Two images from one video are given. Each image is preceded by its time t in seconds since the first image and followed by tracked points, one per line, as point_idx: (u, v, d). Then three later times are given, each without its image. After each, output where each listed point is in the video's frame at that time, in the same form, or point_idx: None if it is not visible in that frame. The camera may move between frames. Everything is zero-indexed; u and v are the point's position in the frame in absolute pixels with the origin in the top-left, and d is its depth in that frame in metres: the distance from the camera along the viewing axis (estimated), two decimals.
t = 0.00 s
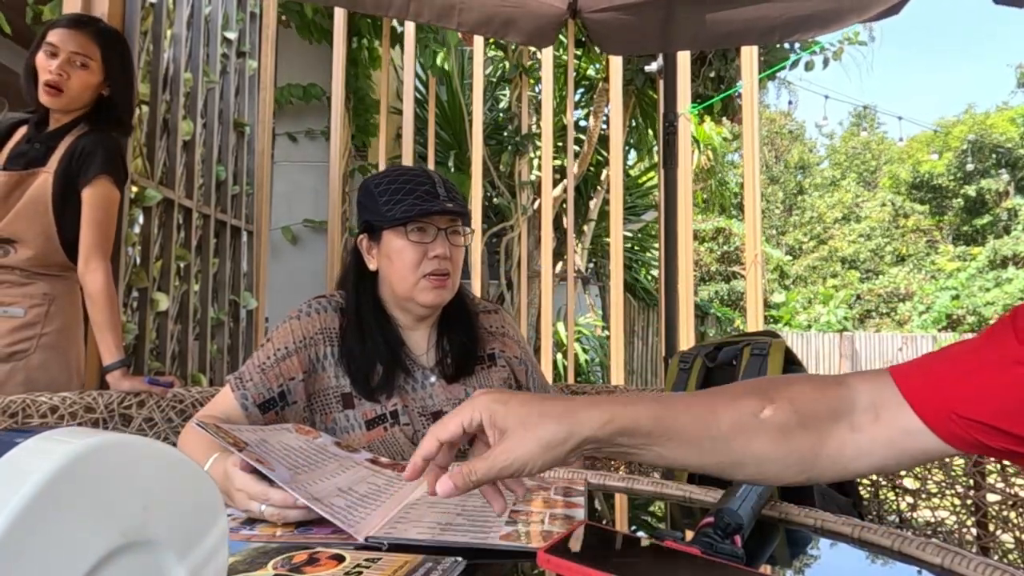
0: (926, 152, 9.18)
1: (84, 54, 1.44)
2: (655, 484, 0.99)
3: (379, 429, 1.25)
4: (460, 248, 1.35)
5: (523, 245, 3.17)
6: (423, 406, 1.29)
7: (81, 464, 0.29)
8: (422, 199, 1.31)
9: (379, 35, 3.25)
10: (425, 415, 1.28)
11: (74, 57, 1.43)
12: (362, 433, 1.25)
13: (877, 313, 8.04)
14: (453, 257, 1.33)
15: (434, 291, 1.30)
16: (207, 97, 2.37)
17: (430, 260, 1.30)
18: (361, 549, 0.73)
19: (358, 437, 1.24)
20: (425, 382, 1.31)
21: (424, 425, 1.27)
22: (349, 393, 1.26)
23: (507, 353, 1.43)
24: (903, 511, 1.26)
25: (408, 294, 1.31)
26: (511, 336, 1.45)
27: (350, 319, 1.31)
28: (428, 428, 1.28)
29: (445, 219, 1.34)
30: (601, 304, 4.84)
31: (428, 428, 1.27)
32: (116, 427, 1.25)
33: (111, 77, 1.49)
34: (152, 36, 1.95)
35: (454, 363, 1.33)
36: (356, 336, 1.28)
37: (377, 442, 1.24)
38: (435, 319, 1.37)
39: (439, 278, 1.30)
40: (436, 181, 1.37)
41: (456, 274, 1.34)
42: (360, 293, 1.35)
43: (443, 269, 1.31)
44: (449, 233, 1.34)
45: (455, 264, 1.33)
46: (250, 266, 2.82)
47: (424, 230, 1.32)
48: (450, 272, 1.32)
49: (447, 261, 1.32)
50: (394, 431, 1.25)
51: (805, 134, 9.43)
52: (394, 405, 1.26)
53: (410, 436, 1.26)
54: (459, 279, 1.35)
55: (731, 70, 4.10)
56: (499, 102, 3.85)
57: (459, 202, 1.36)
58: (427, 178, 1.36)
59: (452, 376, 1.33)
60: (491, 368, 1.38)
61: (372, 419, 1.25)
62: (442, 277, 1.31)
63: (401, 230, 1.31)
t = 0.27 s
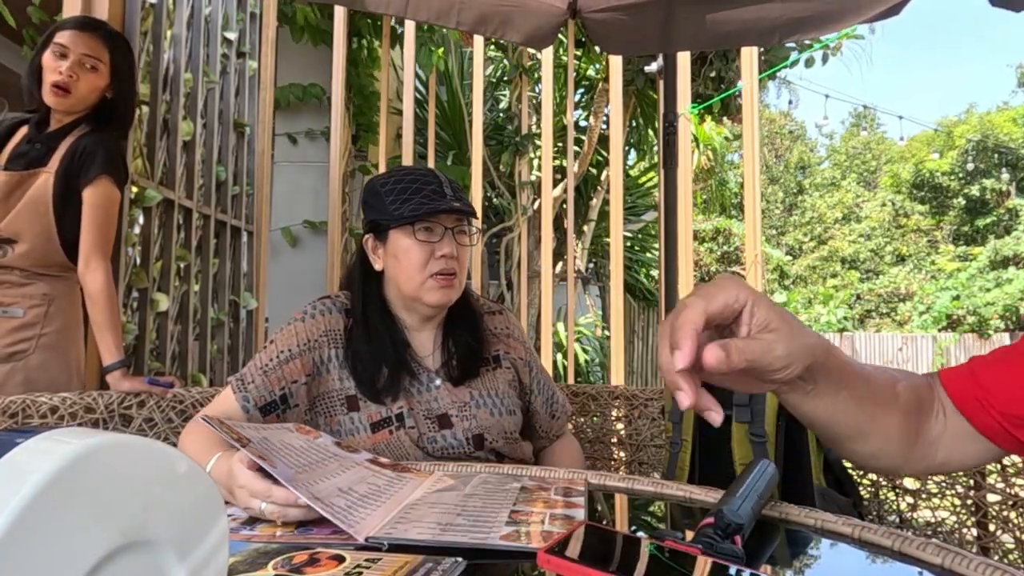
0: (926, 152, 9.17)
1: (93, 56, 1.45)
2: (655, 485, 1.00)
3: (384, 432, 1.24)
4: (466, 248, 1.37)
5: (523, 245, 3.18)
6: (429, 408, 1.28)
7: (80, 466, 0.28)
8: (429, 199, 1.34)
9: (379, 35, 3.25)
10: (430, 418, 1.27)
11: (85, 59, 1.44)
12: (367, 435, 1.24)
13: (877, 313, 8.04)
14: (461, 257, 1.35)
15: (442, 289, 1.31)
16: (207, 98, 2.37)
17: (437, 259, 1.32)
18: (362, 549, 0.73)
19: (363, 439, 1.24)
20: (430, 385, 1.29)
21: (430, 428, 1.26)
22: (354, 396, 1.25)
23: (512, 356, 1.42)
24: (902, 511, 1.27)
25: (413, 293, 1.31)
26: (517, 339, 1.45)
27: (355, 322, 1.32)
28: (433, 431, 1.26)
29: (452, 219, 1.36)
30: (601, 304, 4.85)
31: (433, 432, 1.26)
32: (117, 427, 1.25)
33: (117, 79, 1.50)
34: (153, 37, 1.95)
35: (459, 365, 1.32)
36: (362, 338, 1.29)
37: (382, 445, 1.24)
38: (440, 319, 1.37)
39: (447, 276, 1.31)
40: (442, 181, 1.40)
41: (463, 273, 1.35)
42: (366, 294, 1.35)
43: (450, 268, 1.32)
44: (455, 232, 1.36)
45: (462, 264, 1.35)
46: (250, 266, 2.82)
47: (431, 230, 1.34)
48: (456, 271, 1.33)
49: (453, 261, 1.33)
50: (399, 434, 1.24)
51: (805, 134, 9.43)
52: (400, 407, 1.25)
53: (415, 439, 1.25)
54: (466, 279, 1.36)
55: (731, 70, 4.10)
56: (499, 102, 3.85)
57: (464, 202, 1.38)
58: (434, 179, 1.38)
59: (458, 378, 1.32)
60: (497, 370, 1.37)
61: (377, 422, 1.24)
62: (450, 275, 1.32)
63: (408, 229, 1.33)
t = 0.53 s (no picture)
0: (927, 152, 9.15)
1: (94, 57, 1.45)
2: (655, 485, 1.00)
3: (382, 435, 1.25)
4: (426, 241, 1.32)
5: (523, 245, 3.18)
6: (428, 411, 1.28)
7: (79, 466, 0.28)
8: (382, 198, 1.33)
9: (379, 36, 3.25)
10: (429, 421, 1.27)
11: (86, 60, 1.44)
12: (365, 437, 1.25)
13: (877, 314, 8.03)
14: (416, 254, 1.30)
15: (397, 291, 1.29)
16: (207, 98, 2.37)
17: (390, 256, 1.30)
18: (363, 549, 0.73)
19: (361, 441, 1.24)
20: (431, 388, 1.29)
21: (428, 431, 1.27)
22: (352, 399, 1.26)
23: (515, 361, 1.42)
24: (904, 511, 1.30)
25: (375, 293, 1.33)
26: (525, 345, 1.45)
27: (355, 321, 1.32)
28: (431, 434, 1.27)
29: (406, 214, 1.32)
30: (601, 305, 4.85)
31: (431, 435, 1.27)
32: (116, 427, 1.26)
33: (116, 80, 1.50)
34: (152, 37, 1.95)
35: (462, 371, 1.32)
36: (363, 339, 1.29)
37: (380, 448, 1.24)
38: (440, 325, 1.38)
39: (397, 277, 1.29)
40: (414, 177, 1.37)
41: (425, 270, 1.30)
42: (368, 297, 1.35)
43: (401, 265, 1.30)
44: (414, 226, 1.32)
45: (418, 259, 1.30)
46: (250, 266, 2.82)
47: (386, 228, 1.33)
48: (413, 267, 1.30)
49: (407, 257, 1.30)
50: (396, 437, 1.25)
51: (805, 134, 9.43)
52: (398, 410, 1.26)
53: (412, 442, 1.26)
54: (430, 275, 1.31)
55: (731, 70, 4.09)
56: (499, 102, 3.86)
57: (424, 194, 1.32)
58: (402, 177, 1.36)
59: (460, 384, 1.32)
60: (500, 376, 1.37)
61: (375, 425, 1.25)
62: (401, 272, 1.29)
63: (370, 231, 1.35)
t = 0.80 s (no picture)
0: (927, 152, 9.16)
1: (75, 53, 1.44)
2: (655, 484, 1.00)
3: (372, 418, 1.34)
4: (400, 232, 1.36)
5: (523, 245, 3.18)
6: (419, 403, 1.34)
7: (79, 467, 0.28)
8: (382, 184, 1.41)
9: (379, 36, 3.25)
10: (418, 412, 1.33)
11: (66, 58, 1.43)
12: (358, 418, 1.35)
13: (877, 314, 8.03)
14: (386, 241, 1.36)
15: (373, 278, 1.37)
16: (207, 99, 2.37)
17: (373, 242, 1.38)
18: (363, 549, 0.73)
19: (353, 421, 1.35)
20: (427, 380, 1.35)
21: (415, 422, 1.33)
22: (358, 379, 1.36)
23: (526, 365, 1.41)
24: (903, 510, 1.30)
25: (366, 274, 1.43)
26: (545, 347, 1.44)
27: (373, 308, 1.41)
28: (418, 425, 1.33)
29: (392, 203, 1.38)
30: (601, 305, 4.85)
31: (417, 426, 1.33)
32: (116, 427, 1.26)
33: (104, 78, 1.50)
34: (153, 38, 1.95)
35: (462, 369, 1.36)
36: (375, 326, 1.39)
37: (369, 430, 1.33)
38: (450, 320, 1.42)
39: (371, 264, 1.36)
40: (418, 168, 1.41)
41: (395, 259, 1.35)
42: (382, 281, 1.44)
43: (375, 252, 1.37)
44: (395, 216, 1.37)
45: (389, 249, 1.35)
46: (250, 266, 2.82)
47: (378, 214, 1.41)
48: (385, 257, 1.36)
49: (383, 246, 1.36)
50: (384, 423, 1.33)
51: (805, 134, 9.43)
52: (390, 397, 1.33)
53: (398, 431, 1.33)
54: (399, 264, 1.34)
55: (731, 70, 4.10)
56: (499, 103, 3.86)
57: (409, 187, 1.36)
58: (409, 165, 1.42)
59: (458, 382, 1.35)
60: (504, 380, 1.37)
61: (367, 409, 1.34)
62: (375, 259, 1.37)
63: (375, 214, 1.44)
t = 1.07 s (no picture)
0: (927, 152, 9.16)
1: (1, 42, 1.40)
2: (655, 484, 1.00)
3: (375, 399, 1.40)
4: (409, 225, 1.47)
5: (523, 245, 3.18)
6: (420, 387, 1.39)
7: (79, 467, 0.28)
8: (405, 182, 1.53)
9: (379, 36, 3.25)
10: (416, 397, 1.38)
11: None
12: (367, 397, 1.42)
13: (877, 314, 8.03)
14: (398, 233, 1.48)
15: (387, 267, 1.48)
16: (207, 99, 2.37)
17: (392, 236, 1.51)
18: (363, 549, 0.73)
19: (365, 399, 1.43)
20: (430, 366, 1.40)
21: (412, 405, 1.37)
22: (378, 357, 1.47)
23: (528, 359, 1.40)
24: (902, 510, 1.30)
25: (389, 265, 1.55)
26: (552, 343, 1.43)
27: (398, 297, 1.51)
28: (415, 409, 1.37)
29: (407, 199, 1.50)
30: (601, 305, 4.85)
31: (414, 410, 1.37)
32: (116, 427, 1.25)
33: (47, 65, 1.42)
34: (153, 38, 1.95)
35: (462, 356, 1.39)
36: (396, 313, 1.49)
37: (372, 410, 1.40)
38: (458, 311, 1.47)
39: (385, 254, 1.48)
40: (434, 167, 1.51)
41: (405, 250, 1.46)
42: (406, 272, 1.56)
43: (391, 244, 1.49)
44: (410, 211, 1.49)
45: (400, 241, 1.47)
46: (250, 266, 2.82)
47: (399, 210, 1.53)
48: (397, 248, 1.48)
49: (397, 238, 1.48)
50: (384, 404, 1.38)
51: (805, 134, 9.44)
52: (393, 379, 1.40)
53: (396, 413, 1.37)
54: (406, 254, 1.45)
55: (731, 70, 4.10)
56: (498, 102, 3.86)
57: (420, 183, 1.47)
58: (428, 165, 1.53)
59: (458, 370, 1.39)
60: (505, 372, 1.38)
61: (374, 389, 1.41)
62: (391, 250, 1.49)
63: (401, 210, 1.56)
